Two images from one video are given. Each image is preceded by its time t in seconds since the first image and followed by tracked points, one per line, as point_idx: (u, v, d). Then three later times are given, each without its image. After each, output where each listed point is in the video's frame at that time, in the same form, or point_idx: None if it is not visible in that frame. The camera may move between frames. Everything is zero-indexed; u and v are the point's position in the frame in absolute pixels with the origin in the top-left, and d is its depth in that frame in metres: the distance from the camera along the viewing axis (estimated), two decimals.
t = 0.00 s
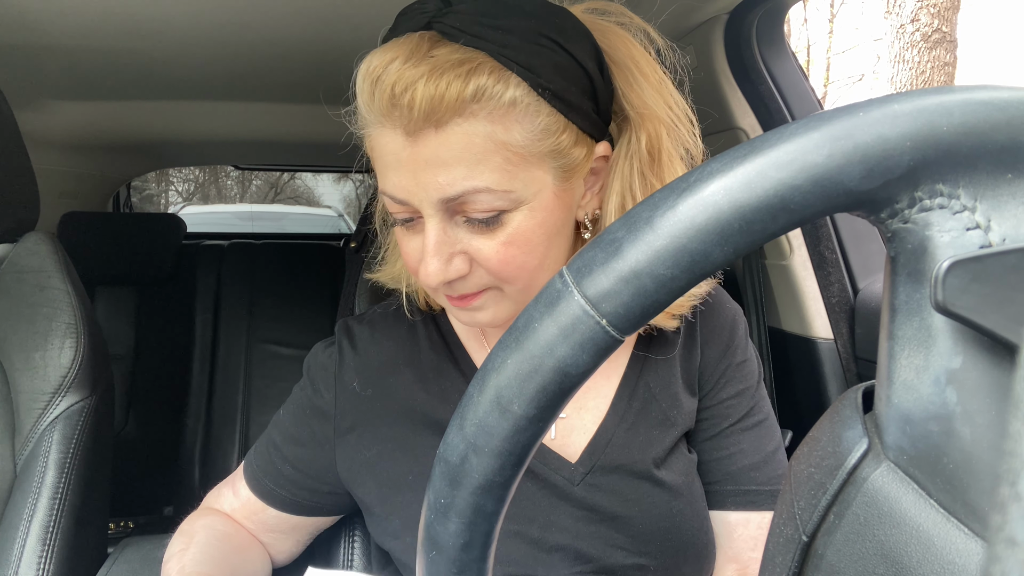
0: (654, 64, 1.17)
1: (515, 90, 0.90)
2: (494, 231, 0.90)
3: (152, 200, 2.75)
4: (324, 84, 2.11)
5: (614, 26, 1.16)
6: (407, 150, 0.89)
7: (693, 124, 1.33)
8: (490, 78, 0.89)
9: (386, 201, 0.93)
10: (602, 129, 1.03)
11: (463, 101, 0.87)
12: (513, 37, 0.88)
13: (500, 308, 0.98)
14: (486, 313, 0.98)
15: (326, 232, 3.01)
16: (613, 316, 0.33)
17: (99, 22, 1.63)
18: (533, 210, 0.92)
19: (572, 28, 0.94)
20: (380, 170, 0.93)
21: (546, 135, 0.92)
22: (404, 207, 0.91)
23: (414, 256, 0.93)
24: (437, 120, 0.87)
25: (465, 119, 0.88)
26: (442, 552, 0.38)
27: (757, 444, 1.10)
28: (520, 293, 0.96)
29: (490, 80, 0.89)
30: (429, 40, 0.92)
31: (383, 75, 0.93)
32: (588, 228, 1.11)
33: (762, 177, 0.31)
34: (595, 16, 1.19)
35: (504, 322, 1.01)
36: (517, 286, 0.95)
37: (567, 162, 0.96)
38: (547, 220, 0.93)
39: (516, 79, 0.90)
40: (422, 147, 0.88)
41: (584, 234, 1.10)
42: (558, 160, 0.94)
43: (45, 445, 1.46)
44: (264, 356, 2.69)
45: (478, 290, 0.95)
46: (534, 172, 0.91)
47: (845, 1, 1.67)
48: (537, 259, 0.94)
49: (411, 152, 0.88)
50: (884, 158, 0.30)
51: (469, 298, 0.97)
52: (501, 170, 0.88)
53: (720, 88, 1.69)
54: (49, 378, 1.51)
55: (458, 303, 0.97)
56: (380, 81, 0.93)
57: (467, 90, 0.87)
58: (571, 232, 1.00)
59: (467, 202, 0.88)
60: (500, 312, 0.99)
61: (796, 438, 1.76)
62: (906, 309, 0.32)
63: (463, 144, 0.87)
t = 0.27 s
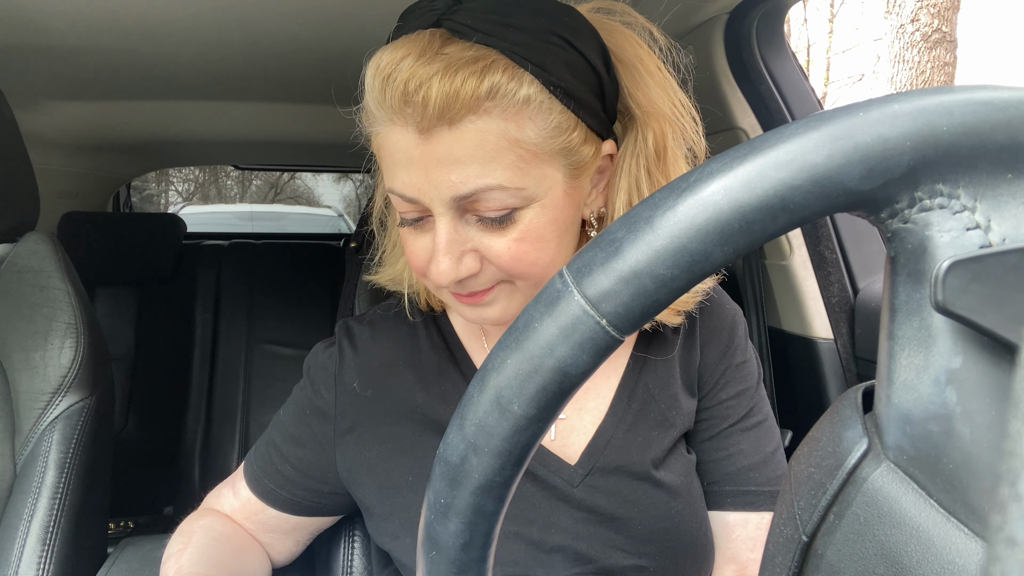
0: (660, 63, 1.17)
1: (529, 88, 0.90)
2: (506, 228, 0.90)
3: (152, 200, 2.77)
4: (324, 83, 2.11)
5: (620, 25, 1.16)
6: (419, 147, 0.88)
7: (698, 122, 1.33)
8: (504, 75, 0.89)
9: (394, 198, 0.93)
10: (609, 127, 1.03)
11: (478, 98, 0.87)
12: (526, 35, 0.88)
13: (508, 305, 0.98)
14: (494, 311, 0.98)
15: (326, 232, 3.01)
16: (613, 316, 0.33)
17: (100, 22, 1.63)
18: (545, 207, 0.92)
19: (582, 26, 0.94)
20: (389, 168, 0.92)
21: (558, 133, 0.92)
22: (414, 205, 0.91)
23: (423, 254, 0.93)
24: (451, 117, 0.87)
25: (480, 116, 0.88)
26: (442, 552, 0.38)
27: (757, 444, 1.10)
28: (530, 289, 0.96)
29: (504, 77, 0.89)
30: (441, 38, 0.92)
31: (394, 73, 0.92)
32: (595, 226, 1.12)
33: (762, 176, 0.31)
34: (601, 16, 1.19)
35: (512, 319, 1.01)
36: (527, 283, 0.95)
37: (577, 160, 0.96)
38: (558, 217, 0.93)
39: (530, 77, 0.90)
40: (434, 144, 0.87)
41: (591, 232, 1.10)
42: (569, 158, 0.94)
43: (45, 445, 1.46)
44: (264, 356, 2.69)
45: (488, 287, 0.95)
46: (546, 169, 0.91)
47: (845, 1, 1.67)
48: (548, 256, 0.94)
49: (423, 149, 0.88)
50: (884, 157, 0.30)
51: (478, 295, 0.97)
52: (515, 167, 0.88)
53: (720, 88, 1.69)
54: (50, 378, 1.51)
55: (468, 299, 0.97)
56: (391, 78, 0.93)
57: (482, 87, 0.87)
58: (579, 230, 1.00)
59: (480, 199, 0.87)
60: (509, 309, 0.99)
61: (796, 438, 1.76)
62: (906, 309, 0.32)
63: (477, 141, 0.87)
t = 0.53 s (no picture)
0: (661, 63, 1.17)
1: (531, 87, 0.90)
2: (507, 228, 0.90)
3: (152, 200, 2.76)
4: (324, 83, 2.10)
5: (622, 25, 1.16)
6: (421, 145, 0.88)
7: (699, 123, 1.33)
8: (506, 74, 0.89)
9: (396, 196, 0.93)
10: (611, 127, 1.03)
11: (480, 97, 0.87)
12: (527, 35, 0.88)
13: (508, 304, 0.98)
14: (495, 310, 0.98)
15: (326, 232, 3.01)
16: (613, 316, 0.33)
17: (100, 22, 1.63)
18: (545, 206, 0.92)
19: (582, 27, 0.94)
20: (391, 165, 0.92)
21: (560, 132, 0.92)
22: (415, 203, 0.91)
23: (424, 252, 0.93)
24: (453, 115, 0.87)
25: (482, 115, 0.88)
26: (442, 552, 0.38)
27: (757, 444, 1.10)
28: (529, 289, 0.96)
29: (506, 77, 0.89)
30: (443, 36, 0.92)
31: (397, 71, 0.92)
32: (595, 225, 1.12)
33: (762, 176, 0.31)
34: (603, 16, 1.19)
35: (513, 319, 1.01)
36: (527, 282, 0.95)
37: (578, 159, 0.96)
38: (558, 217, 0.93)
39: (532, 76, 0.90)
40: (436, 142, 0.87)
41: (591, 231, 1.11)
42: (569, 157, 0.94)
43: (45, 445, 1.46)
44: (264, 356, 2.69)
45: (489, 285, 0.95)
46: (547, 168, 0.91)
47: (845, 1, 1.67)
48: (548, 255, 0.94)
49: (425, 147, 0.88)
50: (885, 158, 0.30)
51: (478, 294, 0.97)
52: (516, 166, 0.88)
53: (720, 88, 1.69)
54: (50, 378, 1.51)
55: (469, 298, 0.97)
56: (393, 77, 0.93)
57: (484, 86, 0.87)
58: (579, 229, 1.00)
59: (481, 197, 0.87)
60: (510, 308, 0.99)
61: (796, 438, 1.76)
62: (907, 309, 0.32)
63: (478, 140, 0.87)
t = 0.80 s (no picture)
0: (659, 64, 1.17)
1: (526, 87, 0.90)
2: (502, 227, 0.90)
3: (152, 200, 2.76)
4: (323, 83, 2.10)
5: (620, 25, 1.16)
6: (417, 144, 0.88)
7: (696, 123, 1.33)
8: (502, 75, 0.89)
9: (392, 196, 0.93)
10: (608, 127, 1.04)
11: (475, 98, 0.87)
12: (523, 35, 0.88)
13: (505, 303, 0.98)
14: (492, 309, 0.98)
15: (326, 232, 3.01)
16: (613, 317, 0.33)
17: (100, 22, 1.63)
18: (540, 206, 0.92)
19: (579, 27, 0.94)
20: (388, 165, 0.92)
21: (556, 132, 0.92)
22: (412, 202, 0.91)
23: (421, 251, 0.93)
24: (449, 115, 0.87)
25: (477, 115, 0.88)
26: (442, 553, 0.38)
27: (757, 442, 1.10)
28: (526, 288, 0.96)
29: (501, 77, 0.89)
30: (439, 36, 0.92)
31: (393, 71, 0.92)
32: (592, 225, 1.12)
33: (762, 176, 0.31)
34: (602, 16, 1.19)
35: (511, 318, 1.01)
36: (523, 281, 0.95)
37: (574, 159, 0.96)
38: (554, 216, 0.93)
39: (528, 76, 0.90)
40: (432, 142, 0.87)
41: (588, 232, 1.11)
42: (565, 157, 0.94)
43: (45, 445, 1.46)
44: (264, 356, 2.69)
45: (485, 285, 0.95)
46: (543, 168, 0.91)
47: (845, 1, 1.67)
48: (543, 255, 0.94)
49: (421, 147, 0.88)
50: (884, 158, 0.30)
51: (475, 293, 0.97)
52: (511, 166, 0.88)
53: (720, 88, 1.69)
54: (50, 378, 1.51)
55: (466, 297, 0.97)
56: (390, 76, 0.93)
57: (479, 86, 0.87)
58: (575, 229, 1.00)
59: (476, 197, 0.87)
60: (507, 307, 0.99)
61: (795, 438, 1.76)
62: (907, 309, 0.32)
63: (473, 140, 0.87)
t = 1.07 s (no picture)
0: (656, 64, 1.18)
1: (521, 87, 0.90)
2: (498, 226, 0.90)
3: (152, 200, 2.75)
4: (323, 83, 2.10)
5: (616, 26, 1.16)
6: (413, 144, 0.88)
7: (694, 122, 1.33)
8: (496, 74, 0.89)
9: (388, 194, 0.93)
10: (605, 127, 1.04)
11: (469, 97, 0.87)
12: (518, 35, 0.88)
13: (502, 302, 0.98)
14: (489, 307, 0.99)
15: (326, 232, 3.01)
16: (613, 317, 0.33)
17: (100, 23, 1.63)
18: (536, 205, 0.92)
19: (575, 27, 0.94)
20: (385, 165, 0.93)
21: (551, 131, 0.92)
22: (408, 201, 0.91)
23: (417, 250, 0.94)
24: (444, 115, 0.87)
25: (472, 115, 0.88)
26: (442, 552, 0.38)
27: (757, 439, 1.10)
28: (522, 286, 0.96)
29: (496, 77, 0.89)
30: (435, 37, 0.92)
31: (389, 71, 0.92)
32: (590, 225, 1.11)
33: (761, 177, 0.31)
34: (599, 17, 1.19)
35: (510, 316, 1.01)
36: (519, 280, 0.95)
37: (570, 158, 0.96)
38: (550, 215, 0.93)
39: (522, 76, 0.90)
40: (427, 142, 0.88)
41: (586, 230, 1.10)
42: (561, 156, 0.94)
43: (45, 445, 1.46)
44: (264, 356, 2.69)
45: (481, 283, 0.95)
46: (538, 167, 0.91)
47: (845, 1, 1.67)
48: (539, 254, 0.94)
49: (416, 147, 0.88)
50: (884, 158, 0.30)
51: (472, 292, 0.97)
52: (506, 165, 0.88)
53: (720, 88, 1.69)
54: (49, 378, 1.51)
55: (463, 296, 0.97)
56: (386, 77, 0.93)
57: (473, 86, 0.87)
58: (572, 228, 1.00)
59: (471, 196, 0.87)
60: (504, 306, 0.99)
61: (796, 438, 1.76)
62: (907, 309, 0.32)
63: (468, 139, 0.87)
